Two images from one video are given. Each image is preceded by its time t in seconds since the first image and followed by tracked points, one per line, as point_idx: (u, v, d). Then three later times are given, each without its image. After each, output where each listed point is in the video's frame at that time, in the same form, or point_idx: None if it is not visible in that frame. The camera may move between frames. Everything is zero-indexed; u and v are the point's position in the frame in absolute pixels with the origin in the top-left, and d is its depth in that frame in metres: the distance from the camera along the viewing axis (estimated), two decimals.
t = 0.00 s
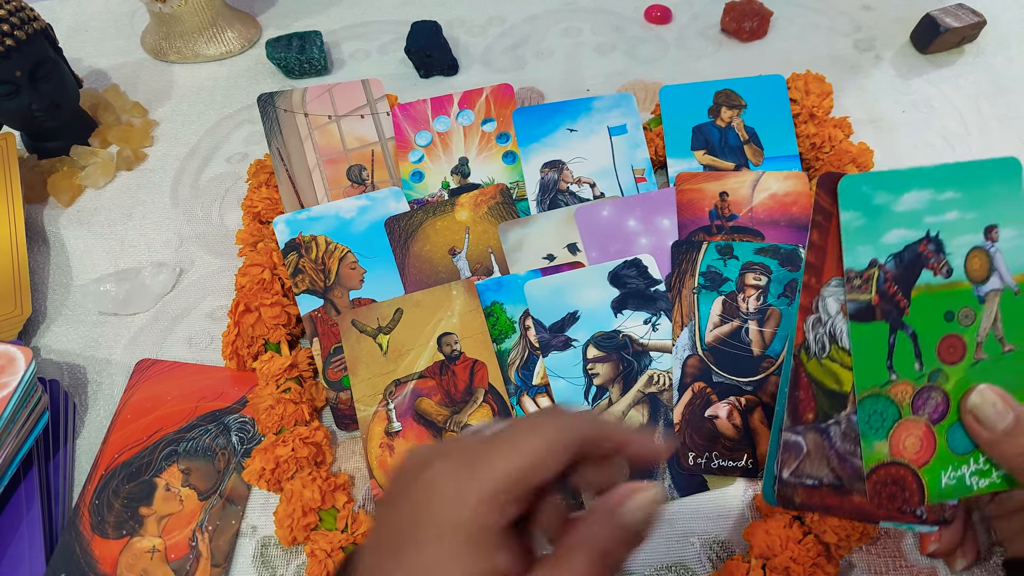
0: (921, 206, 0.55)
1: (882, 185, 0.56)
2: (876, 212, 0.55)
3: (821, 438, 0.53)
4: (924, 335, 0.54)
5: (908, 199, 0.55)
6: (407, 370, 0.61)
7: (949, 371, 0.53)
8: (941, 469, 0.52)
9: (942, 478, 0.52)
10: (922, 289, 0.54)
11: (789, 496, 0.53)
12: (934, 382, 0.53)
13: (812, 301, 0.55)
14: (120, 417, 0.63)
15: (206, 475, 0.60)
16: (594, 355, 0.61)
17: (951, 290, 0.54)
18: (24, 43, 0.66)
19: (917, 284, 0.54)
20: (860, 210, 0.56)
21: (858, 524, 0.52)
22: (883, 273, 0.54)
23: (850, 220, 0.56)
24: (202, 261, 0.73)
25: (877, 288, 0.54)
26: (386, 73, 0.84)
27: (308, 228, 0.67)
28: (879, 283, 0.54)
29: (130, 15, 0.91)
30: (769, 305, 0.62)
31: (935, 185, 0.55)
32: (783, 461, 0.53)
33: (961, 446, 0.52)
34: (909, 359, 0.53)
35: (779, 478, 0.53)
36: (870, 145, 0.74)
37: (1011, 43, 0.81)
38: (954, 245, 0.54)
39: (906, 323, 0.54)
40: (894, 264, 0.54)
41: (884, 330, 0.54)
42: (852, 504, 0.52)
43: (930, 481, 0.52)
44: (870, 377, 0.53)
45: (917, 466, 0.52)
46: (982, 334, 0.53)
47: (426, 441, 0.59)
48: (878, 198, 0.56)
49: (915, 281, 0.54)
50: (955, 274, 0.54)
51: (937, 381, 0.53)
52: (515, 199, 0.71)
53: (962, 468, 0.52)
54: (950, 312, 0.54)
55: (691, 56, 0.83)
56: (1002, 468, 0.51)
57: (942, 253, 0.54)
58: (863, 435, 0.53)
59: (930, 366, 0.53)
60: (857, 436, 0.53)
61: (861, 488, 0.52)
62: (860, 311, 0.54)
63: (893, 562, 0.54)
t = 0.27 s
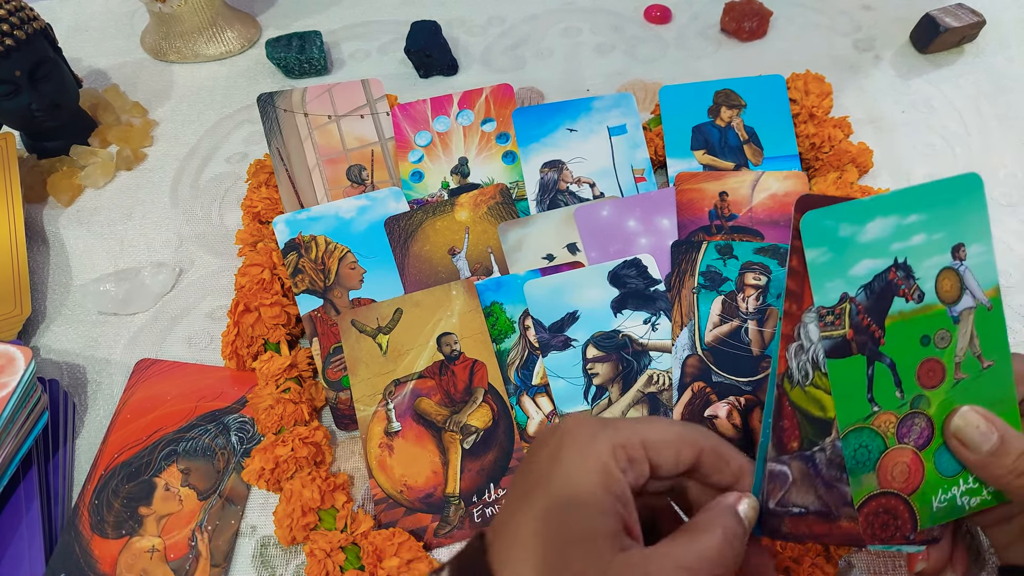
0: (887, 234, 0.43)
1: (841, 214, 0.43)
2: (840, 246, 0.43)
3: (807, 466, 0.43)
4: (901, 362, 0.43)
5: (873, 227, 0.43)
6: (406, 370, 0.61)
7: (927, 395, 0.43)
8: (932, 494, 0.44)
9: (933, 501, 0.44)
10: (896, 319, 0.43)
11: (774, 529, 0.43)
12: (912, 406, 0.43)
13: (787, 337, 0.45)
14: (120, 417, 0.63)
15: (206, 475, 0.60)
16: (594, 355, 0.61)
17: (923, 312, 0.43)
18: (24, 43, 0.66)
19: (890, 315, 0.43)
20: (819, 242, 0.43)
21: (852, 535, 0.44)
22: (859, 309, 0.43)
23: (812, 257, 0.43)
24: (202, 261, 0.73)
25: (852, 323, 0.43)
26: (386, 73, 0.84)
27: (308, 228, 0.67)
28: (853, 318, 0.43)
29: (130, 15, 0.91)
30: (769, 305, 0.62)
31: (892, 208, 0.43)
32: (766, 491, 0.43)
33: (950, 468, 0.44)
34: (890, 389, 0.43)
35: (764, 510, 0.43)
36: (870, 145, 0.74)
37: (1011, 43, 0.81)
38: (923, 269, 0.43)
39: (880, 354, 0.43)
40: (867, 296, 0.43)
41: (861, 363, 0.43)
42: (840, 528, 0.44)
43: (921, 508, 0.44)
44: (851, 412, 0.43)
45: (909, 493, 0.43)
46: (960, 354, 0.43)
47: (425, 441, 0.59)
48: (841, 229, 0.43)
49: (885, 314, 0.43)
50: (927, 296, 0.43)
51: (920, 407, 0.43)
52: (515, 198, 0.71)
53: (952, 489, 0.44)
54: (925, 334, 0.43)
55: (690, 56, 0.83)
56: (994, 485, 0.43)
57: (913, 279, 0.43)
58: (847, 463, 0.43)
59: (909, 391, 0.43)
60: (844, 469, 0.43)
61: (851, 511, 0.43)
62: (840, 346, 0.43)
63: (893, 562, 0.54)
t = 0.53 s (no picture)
0: (841, 266, 0.43)
1: (795, 249, 0.42)
2: (797, 281, 0.42)
3: (785, 463, 0.45)
4: (871, 387, 0.43)
5: (828, 259, 0.42)
6: (406, 370, 0.61)
7: (903, 418, 0.44)
8: (917, 513, 0.45)
9: (920, 521, 0.45)
10: (861, 345, 0.43)
11: (753, 519, 0.47)
12: (889, 431, 0.44)
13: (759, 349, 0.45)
14: (120, 417, 0.63)
15: (206, 474, 0.60)
16: (594, 355, 0.61)
17: (889, 336, 0.43)
18: (24, 43, 0.66)
19: (853, 345, 0.43)
20: (776, 278, 0.42)
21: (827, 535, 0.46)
22: (820, 342, 0.43)
23: (771, 294, 0.43)
24: (202, 261, 0.73)
25: (813, 355, 0.43)
26: (386, 73, 0.84)
27: (308, 228, 0.67)
28: (816, 350, 0.43)
29: (130, 15, 0.91)
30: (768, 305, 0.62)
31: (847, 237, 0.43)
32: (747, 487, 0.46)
33: (934, 487, 0.45)
34: (862, 413, 0.43)
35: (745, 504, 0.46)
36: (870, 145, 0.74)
37: (1011, 43, 0.81)
38: (884, 295, 0.43)
39: (849, 382, 0.43)
40: (826, 327, 0.43)
41: (832, 393, 0.43)
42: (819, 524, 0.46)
43: (908, 527, 0.45)
44: (825, 440, 0.43)
45: (893, 514, 0.45)
46: (931, 374, 0.43)
47: (425, 441, 0.59)
48: (795, 265, 0.42)
49: (847, 344, 0.43)
50: (888, 321, 0.43)
51: (896, 430, 0.44)
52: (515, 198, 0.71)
53: (938, 508, 0.45)
54: (893, 357, 0.43)
55: (690, 56, 0.83)
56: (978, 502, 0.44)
57: (874, 306, 0.43)
58: (827, 489, 0.44)
59: (884, 416, 0.43)
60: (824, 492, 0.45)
61: (829, 510, 0.45)
62: (807, 377, 0.43)
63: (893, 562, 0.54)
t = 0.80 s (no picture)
0: (948, 203, 0.47)
1: (915, 176, 0.47)
2: (900, 208, 0.48)
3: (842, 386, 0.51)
4: (948, 332, 0.48)
5: (942, 195, 0.48)
6: (407, 369, 0.61)
7: (965, 369, 0.49)
8: (954, 466, 0.49)
9: (954, 475, 0.49)
10: (948, 288, 0.48)
11: (799, 433, 0.53)
12: (944, 378, 0.49)
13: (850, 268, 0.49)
14: (120, 417, 0.63)
15: (206, 475, 0.60)
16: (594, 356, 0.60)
17: (974, 288, 0.48)
18: (23, 43, 0.66)
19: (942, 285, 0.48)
20: (892, 203, 0.48)
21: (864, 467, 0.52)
22: (910, 273, 0.47)
23: (878, 215, 0.48)
24: (202, 261, 0.73)
25: (902, 285, 0.47)
26: (386, 73, 0.84)
27: (308, 228, 0.67)
28: (905, 280, 0.47)
29: (130, 15, 0.91)
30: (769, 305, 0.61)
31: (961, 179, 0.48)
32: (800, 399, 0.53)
33: (976, 445, 0.49)
34: (930, 354, 0.48)
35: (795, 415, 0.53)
36: (870, 146, 0.74)
37: (1011, 43, 0.81)
38: (983, 244, 0.47)
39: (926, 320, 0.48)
40: (922, 261, 0.47)
41: (906, 325, 0.48)
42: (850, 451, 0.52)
43: (941, 477, 0.49)
44: (891, 372, 0.49)
45: (934, 460, 0.49)
46: (1005, 335, 0.48)
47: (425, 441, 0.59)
48: (911, 193, 0.47)
49: (937, 281, 0.47)
50: (980, 273, 0.48)
51: (956, 379, 0.49)
52: (515, 198, 0.71)
53: (973, 466, 0.49)
54: (972, 310, 0.48)
55: (690, 56, 0.83)
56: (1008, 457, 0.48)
57: (972, 252, 0.47)
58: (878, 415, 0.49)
59: (948, 363, 0.48)
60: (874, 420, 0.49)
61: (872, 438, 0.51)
62: (885, 304, 0.48)
63: (893, 562, 0.54)
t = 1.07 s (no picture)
0: (962, 197, 0.48)
1: (927, 169, 0.48)
2: (914, 201, 0.49)
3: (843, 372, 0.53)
4: (950, 326, 0.48)
5: (955, 190, 0.48)
6: (406, 369, 0.61)
7: (967, 365, 0.49)
8: (948, 461, 0.49)
9: (948, 470, 0.49)
10: (953, 283, 0.48)
11: (797, 417, 0.55)
12: (947, 371, 0.49)
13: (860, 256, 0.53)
14: (120, 417, 0.63)
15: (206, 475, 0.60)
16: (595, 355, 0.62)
17: (981, 285, 0.48)
18: (23, 43, 0.66)
19: (947, 279, 0.48)
20: (904, 194, 0.49)
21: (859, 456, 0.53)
22: (915, 266, 0.49)
23: (890, 205, 0.49)
24: (202, 261, 0.73)
25: (909, 277, 0.49)
26: (386, 73, 0.84)
27: (308, 228, 0.67)
28: (911, 272, 0.49)
29: (130, 15, 0.91)
30: (769, 305, 0.62)
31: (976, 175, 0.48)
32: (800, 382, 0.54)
33: (973, 441, 0.49)
34: (932, 349, 0.49)
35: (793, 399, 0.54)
36: (870, 146, 0.74)
37: (1010, 43, 0.81)
38: (990, 242, 0.48)
39: (930, 312, 0.49)
40: (928, 254, 0.48)
41: (909, 317, 0.49)
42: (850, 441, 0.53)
43: (935, 471, 0.49)
44: (890, 363, 0.49)
45: (930, 453, 0.49)
46: (1008, 333, 0.48)
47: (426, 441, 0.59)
48: (923, 185, 0.48)
49: (943, 275, 0.48)
50: (988, 270, 0.48)
51: (956, 374, 0.49)
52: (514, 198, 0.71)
53: (968, 461, 0.49)
54: (977, 305, 0.48)
55: (690, 56, 0.83)
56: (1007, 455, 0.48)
57: (980, 248, 0.48)
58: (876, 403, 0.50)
59: (950, 357, 0.49)
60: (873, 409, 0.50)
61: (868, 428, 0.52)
62: (888, 293, 0.49)
63: (892, 562, 0.54)
